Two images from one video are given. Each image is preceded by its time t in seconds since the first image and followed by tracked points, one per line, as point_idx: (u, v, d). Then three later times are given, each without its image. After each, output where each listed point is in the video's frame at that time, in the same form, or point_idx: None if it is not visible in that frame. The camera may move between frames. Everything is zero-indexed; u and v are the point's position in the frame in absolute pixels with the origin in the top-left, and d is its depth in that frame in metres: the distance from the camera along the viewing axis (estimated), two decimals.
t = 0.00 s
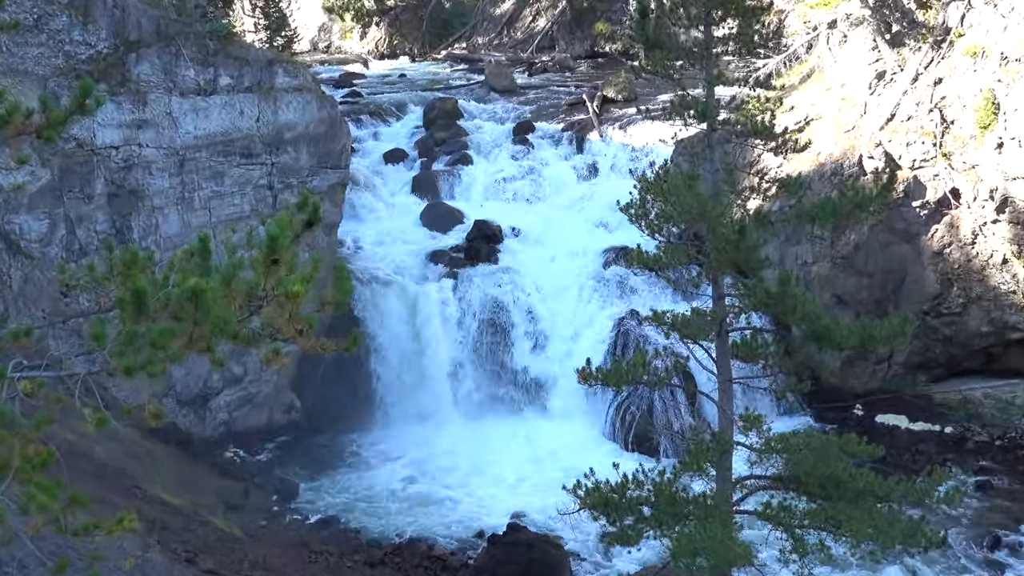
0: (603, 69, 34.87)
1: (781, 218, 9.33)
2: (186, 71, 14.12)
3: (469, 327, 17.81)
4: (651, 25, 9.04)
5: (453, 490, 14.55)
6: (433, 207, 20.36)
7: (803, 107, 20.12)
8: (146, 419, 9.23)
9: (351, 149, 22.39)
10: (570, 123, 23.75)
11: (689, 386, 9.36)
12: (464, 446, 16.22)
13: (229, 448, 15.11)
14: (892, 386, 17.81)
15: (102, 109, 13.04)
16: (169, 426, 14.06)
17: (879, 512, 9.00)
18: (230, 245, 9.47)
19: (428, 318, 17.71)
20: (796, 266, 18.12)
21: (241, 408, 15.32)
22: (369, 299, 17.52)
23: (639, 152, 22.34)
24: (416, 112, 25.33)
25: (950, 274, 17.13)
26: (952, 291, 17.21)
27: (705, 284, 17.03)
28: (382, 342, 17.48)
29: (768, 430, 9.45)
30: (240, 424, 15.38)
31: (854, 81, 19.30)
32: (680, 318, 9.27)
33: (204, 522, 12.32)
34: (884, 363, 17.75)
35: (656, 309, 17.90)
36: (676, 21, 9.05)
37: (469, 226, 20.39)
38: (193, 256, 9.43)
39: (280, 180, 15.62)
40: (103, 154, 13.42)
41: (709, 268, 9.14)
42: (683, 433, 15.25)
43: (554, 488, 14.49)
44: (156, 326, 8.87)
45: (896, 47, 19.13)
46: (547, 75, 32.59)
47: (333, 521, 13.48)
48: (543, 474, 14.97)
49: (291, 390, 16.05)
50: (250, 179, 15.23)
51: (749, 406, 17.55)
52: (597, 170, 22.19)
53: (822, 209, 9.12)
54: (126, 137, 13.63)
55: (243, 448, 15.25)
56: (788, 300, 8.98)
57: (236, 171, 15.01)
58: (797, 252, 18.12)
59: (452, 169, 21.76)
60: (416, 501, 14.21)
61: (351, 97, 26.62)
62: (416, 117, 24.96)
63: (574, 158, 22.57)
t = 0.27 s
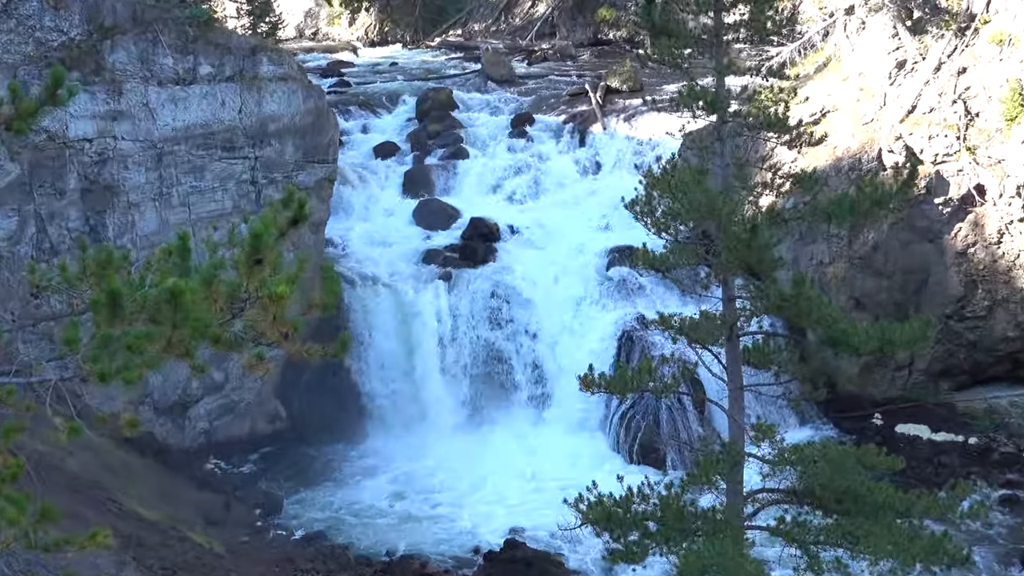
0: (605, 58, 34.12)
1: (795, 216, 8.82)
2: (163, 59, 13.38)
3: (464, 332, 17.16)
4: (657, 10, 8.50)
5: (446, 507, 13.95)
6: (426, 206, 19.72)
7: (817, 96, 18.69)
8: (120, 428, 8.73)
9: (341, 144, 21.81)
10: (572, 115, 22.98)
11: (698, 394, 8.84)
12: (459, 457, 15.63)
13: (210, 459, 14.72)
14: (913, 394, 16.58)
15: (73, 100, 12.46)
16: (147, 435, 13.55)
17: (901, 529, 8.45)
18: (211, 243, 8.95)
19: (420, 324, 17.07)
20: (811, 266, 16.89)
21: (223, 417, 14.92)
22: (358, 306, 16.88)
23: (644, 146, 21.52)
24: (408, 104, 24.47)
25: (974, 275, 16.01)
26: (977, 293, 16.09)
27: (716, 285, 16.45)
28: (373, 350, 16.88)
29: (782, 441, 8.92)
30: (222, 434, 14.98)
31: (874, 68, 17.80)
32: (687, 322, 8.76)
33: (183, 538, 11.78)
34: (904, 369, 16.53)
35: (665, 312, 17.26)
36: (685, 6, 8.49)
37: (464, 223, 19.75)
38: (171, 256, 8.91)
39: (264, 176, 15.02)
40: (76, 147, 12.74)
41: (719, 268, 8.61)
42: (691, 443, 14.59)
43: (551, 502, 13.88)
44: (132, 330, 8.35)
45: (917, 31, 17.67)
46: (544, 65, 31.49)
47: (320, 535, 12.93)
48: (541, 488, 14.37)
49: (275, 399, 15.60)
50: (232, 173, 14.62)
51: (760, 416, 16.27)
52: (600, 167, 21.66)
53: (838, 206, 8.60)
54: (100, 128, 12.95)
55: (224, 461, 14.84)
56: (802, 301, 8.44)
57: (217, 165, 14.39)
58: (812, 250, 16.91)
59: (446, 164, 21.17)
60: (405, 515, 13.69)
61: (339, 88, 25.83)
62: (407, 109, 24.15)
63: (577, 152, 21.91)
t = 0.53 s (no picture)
0: (608, 44, 33.53)
1: (811, 211, 8.34)
2: (141, 44, 12.77)
3: (461, 334, 16.67)
4: None
5: (443, 519, 13.43)
6: (419, 201, 19.25)
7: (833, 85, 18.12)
8: (95, 436, 8.27)
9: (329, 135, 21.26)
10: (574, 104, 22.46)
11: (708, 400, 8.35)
12: (455, 463, 15.12)
13: (190, 469, 14.32)
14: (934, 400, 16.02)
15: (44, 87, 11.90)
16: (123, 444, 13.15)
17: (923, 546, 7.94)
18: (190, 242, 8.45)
19: (416, 325, 16.56)
20: (827, 265, 16.45)
21: (202, 426, 14.61)
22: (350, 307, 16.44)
23: (651, 138, 20.83)
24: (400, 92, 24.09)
25: (999, 274, 15.48)
26: (1001, 293, 15.55)
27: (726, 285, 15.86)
28: (366, 352, 16.35)
29: (796, 450, 8.42)
30: (201, 442, 14.67)
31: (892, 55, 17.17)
32: (697, 324, 8.28)
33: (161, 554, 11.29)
34: (925, 375, 16.03)
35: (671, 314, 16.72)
36: None
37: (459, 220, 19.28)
38: (148, 254, 8.40)
39: (248, 168, 14.53)
40: (48, 138, 12.10)
41: (729, 267, 8.14)
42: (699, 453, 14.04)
43: (551, 513, 13.38)
44: (107, 333, 7.79)
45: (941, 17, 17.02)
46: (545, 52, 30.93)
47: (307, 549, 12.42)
48: (540, 496, 13.86)
49: (258, 404, 15.21)
50: (213, 165, 14.11)
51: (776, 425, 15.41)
52: (604, 156, 21.08)
53: (856, 201, 8.12)
54: (74, 117, 12.31)
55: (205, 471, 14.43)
56: (817, 302, 7.94)
57: (197, 157, 13.87)
58: (828, 249, 16.48)
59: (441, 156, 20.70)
60: (396, 527, 13.19)
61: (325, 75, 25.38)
62: (399, 99, 23.69)
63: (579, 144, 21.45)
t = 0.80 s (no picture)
0: (615, 28, 32.82)
1: (831, 206, 7.88)
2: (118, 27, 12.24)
3: (457, 334, 16.16)
4: None
5: (441, 529, 13.01)
6: (414, 194, 18.78)
7: (853, 72, 17.23)
8: (71, 443, 7.81)
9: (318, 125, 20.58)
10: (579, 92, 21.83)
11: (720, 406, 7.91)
12: (454, 472, 14.65)
13: (172, 478, 13.93)
14: (961, 405, 15.00)
15: (15, 74, 11.40)
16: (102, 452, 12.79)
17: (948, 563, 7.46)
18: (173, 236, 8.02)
19: (411, 326, 16.05)
20: (847, 262, 15.46)
21: (185, 432, 14.10)
22: (342, 305, 15.90)
23: (660, 127, 20.31)
24: (396, 79, 23.51)
25: None
26: None
27: (739, 287, 15.02)
28: (359, 353, 15.91)
29: (814, 460, 7.95)
30: (184, 450, 14.19)
31: (916, 38, 16.22)
32: (708, 325, 7.80)
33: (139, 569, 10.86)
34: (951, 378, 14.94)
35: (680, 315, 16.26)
36: None
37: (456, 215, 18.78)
38: (128, 250, 7.96)
39: (232, 160, 13.77)
40: (20, 127, 11.68)
41: (742, 265, 7.67)
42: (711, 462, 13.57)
43: (551, 523, 12.96)
44: (84, 334, 7.34)
45: None
46: (548, 36, 30.16)
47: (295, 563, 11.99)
48: (540, 505, 13.43)
49: (244, 410, 14.84)
50: (196, 156, 13.41)
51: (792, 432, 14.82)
52: (611, 146, 20.58)
53: (877, 194, 7.64)
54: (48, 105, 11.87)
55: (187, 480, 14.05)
56: (836, 302, 7.44)
57: (178, 148, 13.20)
58: (847, 245, 15.52)
59: (438, 147, 20.13)
60: (389, 540, 12.76)
61: (314, 61, 24.90)
62: (394, 86, 23.06)
63: (584, 134, 20.91)
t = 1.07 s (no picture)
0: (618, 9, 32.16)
1: (849, 200, 7.46)
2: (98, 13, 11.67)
3: (452, 333, 15.75)
4: None
5: (437, 538, 12.65)
6: (408, 185, 18.45)
7: (871, 58, 16.20)
8: (45, 450, 7.41)
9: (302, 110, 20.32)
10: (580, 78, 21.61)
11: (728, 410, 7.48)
12: (451, 479, 14.25)
13: (150, 486, 13.47)
14: (984, 409, 14.36)
15: None
16: (75, 459, 12.34)
17: None
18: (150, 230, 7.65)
19: (403, 328, 15.66)
20: (864, 259, 14.68)
21: (163, 438, 13.63)
22: (333, 304, 15.53)
23: (666, 115, 19.90)
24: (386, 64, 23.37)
25: None
26: None
27: (749, 281, 14.78)
28: (351, 353, 15.55)
29: (829, 470, 7.51)
30: (164, 457, 13.71)
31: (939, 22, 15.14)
32: (717, 326, 7.43)
33: None
34: (973, 383, 14.18)
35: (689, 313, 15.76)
36: None
37: (450, 208, 18.40)
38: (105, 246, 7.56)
39: (215, 149, 13.12)
40: None
41: (753, 261, 7.26)
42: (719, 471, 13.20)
43: (550, 531, 12.62)
44: (58, 334, 6.85)
45: None
46: (549, 20, 29.50)
47: None
48: (538, 512, 13.07)
49: (227, 415, 14.31)
50: (178, 147, 12.78)
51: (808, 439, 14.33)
52: (615, 137, 20.21)
53: (897, 186, 7.22)
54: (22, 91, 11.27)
55: (168, 488, 13.63)
56: (852, 301, 6.97)
57: (157, 137, 12.55)
58: (864, 241, 14.68)
59: (431, 137, 19.86)
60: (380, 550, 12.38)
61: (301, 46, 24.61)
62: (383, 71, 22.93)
63: (585, 124, 20.57)
